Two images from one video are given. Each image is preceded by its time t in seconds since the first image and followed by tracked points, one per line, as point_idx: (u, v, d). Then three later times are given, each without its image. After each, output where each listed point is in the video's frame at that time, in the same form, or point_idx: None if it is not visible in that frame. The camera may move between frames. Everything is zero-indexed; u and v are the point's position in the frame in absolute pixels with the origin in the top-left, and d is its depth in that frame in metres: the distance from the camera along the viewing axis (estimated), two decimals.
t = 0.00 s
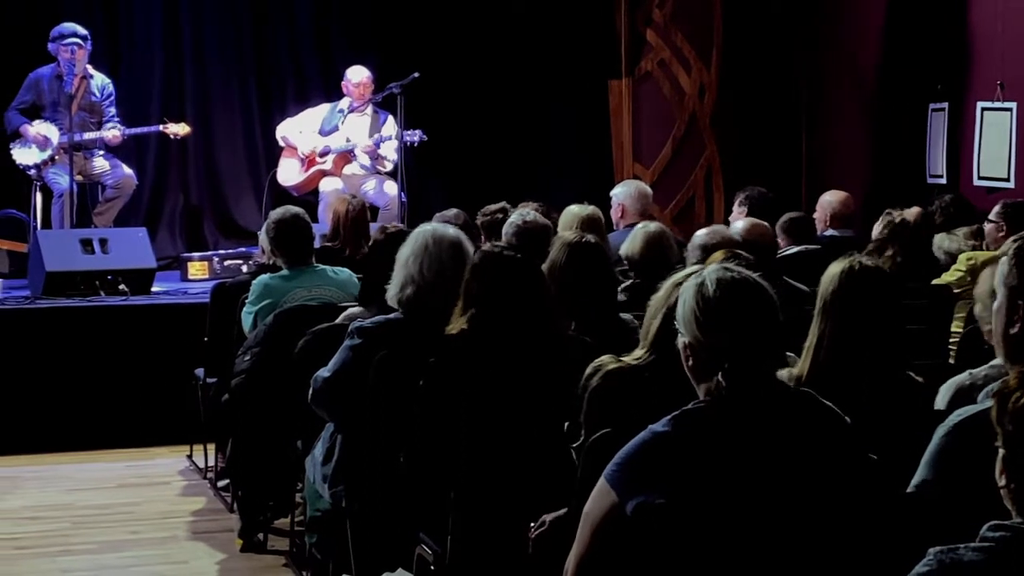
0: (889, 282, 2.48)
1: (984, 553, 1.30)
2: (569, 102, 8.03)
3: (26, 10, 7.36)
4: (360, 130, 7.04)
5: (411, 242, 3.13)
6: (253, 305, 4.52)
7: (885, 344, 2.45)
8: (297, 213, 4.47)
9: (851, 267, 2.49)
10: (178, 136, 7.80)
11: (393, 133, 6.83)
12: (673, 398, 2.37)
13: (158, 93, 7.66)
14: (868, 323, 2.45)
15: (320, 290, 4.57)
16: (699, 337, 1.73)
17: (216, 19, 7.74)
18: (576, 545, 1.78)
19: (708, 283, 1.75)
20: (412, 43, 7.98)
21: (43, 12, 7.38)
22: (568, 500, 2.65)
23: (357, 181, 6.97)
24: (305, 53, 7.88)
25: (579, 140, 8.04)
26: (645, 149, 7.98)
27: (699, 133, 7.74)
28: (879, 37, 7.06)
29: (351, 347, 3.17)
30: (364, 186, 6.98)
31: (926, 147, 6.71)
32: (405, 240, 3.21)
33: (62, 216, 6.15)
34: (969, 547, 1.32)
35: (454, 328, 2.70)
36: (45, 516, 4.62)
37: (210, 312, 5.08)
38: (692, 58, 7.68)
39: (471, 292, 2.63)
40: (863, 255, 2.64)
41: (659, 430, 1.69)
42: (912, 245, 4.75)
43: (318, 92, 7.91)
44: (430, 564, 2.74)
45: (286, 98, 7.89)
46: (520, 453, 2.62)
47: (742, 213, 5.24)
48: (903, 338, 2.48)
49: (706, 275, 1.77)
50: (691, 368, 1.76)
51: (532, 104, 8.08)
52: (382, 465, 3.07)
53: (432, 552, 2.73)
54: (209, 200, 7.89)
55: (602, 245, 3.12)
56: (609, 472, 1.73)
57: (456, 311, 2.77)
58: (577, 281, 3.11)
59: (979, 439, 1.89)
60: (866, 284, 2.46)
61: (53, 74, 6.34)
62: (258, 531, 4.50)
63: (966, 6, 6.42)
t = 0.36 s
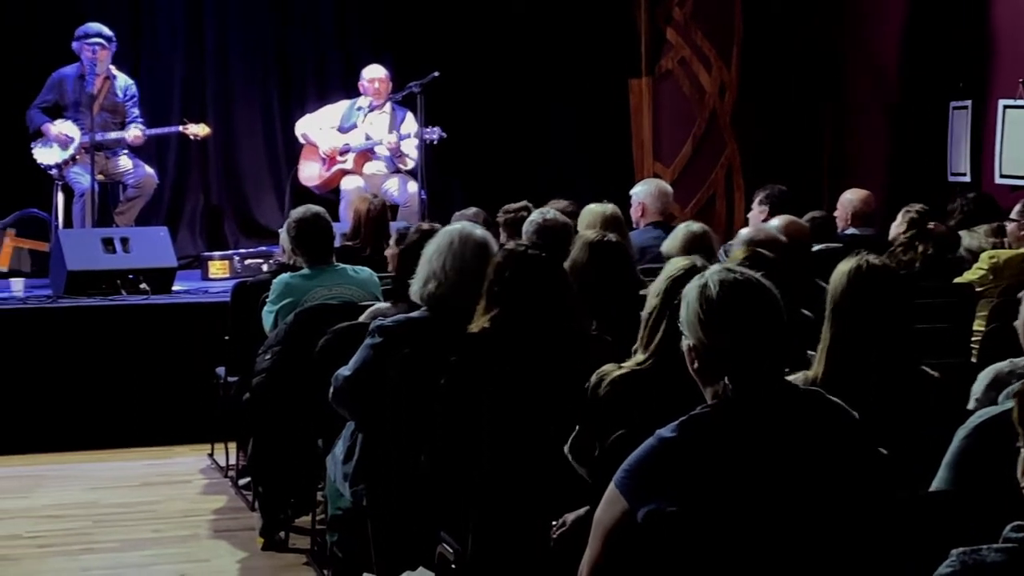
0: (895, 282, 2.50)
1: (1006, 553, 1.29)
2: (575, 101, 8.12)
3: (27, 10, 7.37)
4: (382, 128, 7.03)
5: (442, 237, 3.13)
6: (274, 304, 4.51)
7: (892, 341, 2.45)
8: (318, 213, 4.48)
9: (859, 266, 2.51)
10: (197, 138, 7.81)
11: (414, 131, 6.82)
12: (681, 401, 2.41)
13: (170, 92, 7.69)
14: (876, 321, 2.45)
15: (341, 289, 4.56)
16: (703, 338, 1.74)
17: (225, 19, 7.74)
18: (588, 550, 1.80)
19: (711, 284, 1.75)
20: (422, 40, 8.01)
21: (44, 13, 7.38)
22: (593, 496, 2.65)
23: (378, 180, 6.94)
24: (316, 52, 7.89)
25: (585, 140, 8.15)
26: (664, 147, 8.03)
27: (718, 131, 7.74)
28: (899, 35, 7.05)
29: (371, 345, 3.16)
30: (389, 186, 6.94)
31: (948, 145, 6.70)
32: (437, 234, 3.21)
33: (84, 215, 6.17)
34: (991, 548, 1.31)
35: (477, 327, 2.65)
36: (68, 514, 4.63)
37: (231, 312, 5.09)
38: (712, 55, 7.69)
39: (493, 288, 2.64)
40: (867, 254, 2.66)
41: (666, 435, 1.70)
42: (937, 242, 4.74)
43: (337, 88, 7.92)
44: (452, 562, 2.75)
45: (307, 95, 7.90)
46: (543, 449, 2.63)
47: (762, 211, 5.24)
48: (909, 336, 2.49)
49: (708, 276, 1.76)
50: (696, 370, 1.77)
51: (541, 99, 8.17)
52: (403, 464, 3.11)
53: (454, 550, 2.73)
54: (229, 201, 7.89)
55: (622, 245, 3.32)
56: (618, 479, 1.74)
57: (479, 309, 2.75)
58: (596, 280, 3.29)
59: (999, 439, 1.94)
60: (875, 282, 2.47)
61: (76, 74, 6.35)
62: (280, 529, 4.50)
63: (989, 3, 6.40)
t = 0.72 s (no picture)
0: (915, 287, 2.41)
1: None
2: (575, 101, 8.08)
3: (26, 10, 7.38)
4: (405, 134, 7.04)
5: (468, 241, 3.08)
6: (297, 310, 4.53)
7: (910, 345, 2.37)
8: (340, 218, 4.46)
9: (877, 271, 2.43)
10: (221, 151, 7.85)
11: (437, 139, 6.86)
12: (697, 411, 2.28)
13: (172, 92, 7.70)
14: (895, 327, 2.37)
15: (363, 295, 4.58)
16: (717, 348, 1.72)
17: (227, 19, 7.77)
18: (607, 559, 1.77)
19: (723, 292, 1.73)
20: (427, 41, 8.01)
21: (43, 12, 7.39)
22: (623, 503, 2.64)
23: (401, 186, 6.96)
24: (323, 54, 7.89)
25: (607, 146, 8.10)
26: (686, 149, 7.83)
27: (742, 135, 7.67)
28: (923, 38, 7.04)
29: (393, 352, 3.13)
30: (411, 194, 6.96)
31: (972, 148, 6.70)
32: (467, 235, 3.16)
33: (107, 222, 6.20)
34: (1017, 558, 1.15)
35: (499, 331, 2.69)
36: (93, 520, 4.64)
37: (255, 318, 5.10)
38: (734, 60, 7.61)
39: (522, 294, 2.65)
40: (885, 259, 2.57)
41: (682, 445, 1.67)
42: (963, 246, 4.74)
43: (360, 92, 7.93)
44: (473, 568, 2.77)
45: (328, 97, 7.91)
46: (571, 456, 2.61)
47: (786, 216, 5.24)
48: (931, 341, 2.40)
49: (720, 284, 1.74)
50: (711, 380, 1.75)
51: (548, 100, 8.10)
52: (427, 467, 3.17)
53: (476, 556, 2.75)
54: (252, 206, 7.94)
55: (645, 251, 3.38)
56: (635, 490, 1.71)
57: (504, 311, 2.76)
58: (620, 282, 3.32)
59: None
60: (893, 287, 2.39)
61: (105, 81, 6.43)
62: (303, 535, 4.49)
63: (1014, 7, 6.42)
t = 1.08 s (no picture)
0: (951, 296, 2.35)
1: None
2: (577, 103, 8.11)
3: (26, 10, 7.38)
4: (434, 144, 7.09)
5: (499, 250, 3.00)
6: (327, 319, 4.55)
7: (945, 352, 2.32)
8: (370, 228, 4.47)
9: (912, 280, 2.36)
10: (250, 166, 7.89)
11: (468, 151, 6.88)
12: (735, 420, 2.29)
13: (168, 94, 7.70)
14: (931, 335, 2.31)
15: (393, 304, 4.58)
16: (757, 353, 1.65)
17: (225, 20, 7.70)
18: (639, 564, 1.73)
19: (765, 298, 1.66)
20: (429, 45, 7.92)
21: (43, 13, 7.39)
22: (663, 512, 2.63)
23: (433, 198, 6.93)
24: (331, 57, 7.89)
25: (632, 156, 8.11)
26: (716, 158, 7.66)
27: (771, 144, 7.57)
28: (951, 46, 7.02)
29: (424, 360, 3.11)
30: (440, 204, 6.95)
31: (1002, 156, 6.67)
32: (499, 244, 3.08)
33: (138, 232, 6.24)
34: None
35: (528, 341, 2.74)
36: (124, 529, 4.65)
37: (285, 327, 5.11)
38: (765, 69, 7.50)
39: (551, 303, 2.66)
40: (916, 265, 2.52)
41: (717, 451, 1.64)
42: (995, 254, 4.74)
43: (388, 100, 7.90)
44: None
45: (357, 103, 7.91)
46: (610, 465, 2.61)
47: (815, 224, 5.23)
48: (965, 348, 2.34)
49: (762, 290, 1.68)
50: (749, 386, 1.68)
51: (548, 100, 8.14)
52: (456, 473, 3.21)
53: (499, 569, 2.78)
54: (281, 215, 7.99)
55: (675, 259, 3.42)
56: (668, 496, 1.68)
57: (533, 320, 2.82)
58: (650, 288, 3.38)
59: None
60: (930, 297, 2.33)
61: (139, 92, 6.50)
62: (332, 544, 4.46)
63: None
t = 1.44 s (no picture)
0: (999, 298, 2.32)
1: None
2: (576, 102, 8.10)
3: (27, 10, 7.42)
4: (466, 146, 7.10)
5: (531, 253, 2.89)
6: (360, 321, 4.55)
7: (993, 354, 2.27)
8: (404, 228, 4.43)
9: (959, 281, 2.33)
10: (283, 160, 7.94)
11: (499, 155, 6.86)
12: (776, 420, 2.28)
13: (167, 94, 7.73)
14: (976, 336, 2.28)
15: (426, 305, 4.57)
16: (811, 349, 1.62)
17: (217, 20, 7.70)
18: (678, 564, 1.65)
19: (821, 295, 1.64)
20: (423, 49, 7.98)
21: (44, 13, 7.44)
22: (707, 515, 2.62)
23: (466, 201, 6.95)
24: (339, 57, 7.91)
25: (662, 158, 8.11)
26: (750, 161, 7.82)
27: (804, 146, 7.67)
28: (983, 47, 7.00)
29: (455, 363, 2.94)
30: (474, 207, 6.95)
31: None
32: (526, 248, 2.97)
33: (172, 234, 6.27)
34: None
35: (565, 338, 2.70)
36: (157, 531, 4.67)
37: (318, 329, 5.12)
38: (797, 70, 7.59)
39: (595, 301, 2.66)
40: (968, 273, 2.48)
41: (763, 447, 1.59)
42: None
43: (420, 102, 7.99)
44: None
45: (388, 107, 7.96)
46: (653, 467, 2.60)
47: (849, 226, 5.21)
48: (1013, 349, 2.31)
49: (818, 287, 1.66)
50: (799, 380, 1.65)
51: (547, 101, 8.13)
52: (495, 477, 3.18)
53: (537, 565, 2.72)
54: (314, 218, 8.03)
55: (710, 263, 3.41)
56: (712, 491, 1.61)
57: (569, 318, 2.77)
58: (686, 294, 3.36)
59: None
60: (977, 297, 2.31)
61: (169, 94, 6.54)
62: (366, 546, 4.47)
63: None
